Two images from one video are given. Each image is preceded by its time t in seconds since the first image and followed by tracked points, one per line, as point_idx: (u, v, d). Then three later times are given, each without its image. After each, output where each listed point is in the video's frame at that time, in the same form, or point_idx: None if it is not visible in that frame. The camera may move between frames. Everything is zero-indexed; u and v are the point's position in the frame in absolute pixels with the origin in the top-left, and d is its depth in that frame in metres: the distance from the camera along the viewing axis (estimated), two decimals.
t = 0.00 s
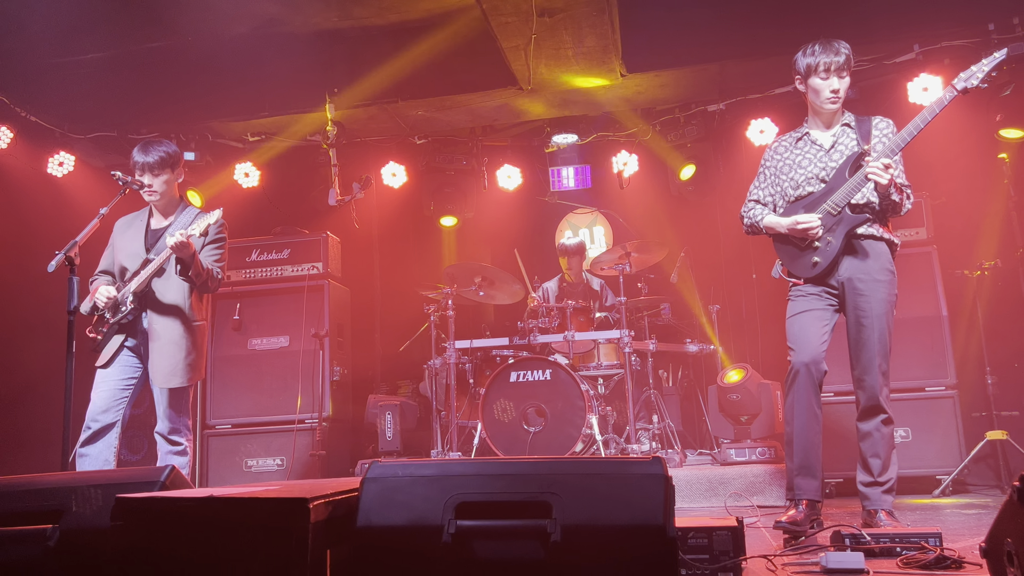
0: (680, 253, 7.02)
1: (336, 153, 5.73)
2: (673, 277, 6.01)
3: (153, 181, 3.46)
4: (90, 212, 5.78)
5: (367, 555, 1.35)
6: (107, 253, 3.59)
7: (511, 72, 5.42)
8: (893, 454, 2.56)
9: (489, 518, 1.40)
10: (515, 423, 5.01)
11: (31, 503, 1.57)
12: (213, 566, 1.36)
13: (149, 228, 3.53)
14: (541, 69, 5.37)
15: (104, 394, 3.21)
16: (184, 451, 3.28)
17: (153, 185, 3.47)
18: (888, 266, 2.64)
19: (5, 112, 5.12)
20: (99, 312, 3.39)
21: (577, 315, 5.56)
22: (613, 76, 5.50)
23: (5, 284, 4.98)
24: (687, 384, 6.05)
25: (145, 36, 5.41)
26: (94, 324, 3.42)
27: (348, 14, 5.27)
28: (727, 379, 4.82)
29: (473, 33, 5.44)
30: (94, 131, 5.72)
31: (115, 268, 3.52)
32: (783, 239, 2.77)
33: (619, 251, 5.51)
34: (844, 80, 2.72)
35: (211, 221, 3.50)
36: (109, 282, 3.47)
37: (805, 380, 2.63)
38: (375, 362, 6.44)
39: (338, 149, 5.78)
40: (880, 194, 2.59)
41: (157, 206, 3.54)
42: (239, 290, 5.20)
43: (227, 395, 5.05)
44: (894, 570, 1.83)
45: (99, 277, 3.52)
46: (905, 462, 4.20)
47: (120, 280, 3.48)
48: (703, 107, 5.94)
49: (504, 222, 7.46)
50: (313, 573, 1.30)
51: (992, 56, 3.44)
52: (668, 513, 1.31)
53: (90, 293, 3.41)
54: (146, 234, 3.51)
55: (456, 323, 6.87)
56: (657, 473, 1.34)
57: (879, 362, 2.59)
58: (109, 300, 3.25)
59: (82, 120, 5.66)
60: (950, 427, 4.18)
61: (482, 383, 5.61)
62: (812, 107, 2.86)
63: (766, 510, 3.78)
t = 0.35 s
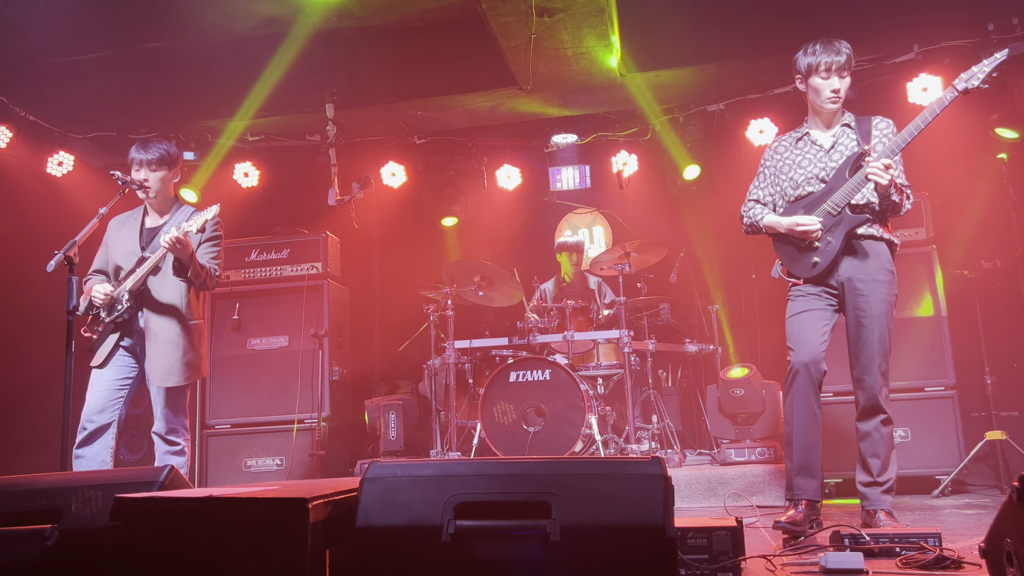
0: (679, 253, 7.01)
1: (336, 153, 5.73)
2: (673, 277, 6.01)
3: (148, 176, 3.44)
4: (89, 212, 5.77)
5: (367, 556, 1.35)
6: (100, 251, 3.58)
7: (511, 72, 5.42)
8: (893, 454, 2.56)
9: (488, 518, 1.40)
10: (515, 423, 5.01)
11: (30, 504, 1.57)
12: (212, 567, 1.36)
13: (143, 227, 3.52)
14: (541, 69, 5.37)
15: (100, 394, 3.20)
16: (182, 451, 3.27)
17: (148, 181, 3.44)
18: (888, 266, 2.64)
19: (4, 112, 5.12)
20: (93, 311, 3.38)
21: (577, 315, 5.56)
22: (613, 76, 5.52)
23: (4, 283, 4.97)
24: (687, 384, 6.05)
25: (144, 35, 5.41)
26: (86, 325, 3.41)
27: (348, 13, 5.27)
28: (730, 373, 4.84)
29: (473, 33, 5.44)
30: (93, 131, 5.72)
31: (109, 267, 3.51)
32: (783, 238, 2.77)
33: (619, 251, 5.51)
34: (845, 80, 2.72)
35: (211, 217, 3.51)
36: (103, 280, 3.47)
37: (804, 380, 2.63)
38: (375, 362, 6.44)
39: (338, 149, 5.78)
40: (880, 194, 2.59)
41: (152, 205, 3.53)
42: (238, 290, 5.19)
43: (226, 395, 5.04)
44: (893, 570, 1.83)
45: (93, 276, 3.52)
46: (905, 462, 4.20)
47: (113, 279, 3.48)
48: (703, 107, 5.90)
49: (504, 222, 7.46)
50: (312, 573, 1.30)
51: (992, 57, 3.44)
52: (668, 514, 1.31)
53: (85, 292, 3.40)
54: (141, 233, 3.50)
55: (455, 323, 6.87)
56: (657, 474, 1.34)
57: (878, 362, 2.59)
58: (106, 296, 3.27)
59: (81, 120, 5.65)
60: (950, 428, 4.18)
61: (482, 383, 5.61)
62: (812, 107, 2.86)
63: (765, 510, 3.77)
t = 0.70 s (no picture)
0: (679, 254, 7.01)
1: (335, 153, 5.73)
2: (673, 277, 6.01)
3: (147, 174, 3.43)
4: (89, 212, 5.77)
5: (366, 556, 1.35)
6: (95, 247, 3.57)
7: (510, 72, 5.42)
8: (893, 455, 2.55)
9: (488, 518, 1.39)
10: (515, 423, 5.01)
11: (30, 503, 1.57)
12: (212, 567, 1.36)
13: (141, 224, 3.52)
14: (541, 69, 5.37)
15: (97, 395, 3.20)
16: (180, 450, 3.28)
17: (146, 180, 3.44)
18: (889, 266, 2.64)
19: (4, 112, 5.11)
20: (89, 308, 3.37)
21: (577, 315, 5.55)
22: (613, 76, 5.52)
23: (3, 283, 4.98)
24: (687, 384, 6.05)
25: (145, 35, 5.40)
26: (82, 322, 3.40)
27: (348, 13, 5.27)
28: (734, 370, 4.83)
29: (473, 33, 5.44)
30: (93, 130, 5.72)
31: (105, 263, 3.50)
32: (783, 238, 2.76)
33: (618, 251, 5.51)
34: (846, 80, 2.71)
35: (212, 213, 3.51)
36: (98, 276, 3.47)
37: (804, 380, 2.63)
38: (375, 362, 6.43)
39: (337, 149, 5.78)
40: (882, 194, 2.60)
41: (151, 203, 3.53)
42: (238, 290, 5.19)
43: (226, 395, 5.04)
44: (893, 570, 1.83)
45: (88, 271, 3.51)
46: (904, 463, 4.20)
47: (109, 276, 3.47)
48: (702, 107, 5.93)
49: (503, 222, 7.45)
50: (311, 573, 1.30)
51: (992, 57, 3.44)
52: (668, 514, 1.31)
53: (81, 287, 3.40)
54: (138, 230, 3.50)
55: (455, 323, 6.87)
56: (656, 474, 1.34)
57: (879, 362, 2.58)
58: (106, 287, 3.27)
59: (81, 120, 5.65)
60: (949, 428, 4.18)
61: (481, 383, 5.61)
62: (813, 107, 2.86)
63: (764, 510, 3.77)
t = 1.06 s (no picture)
0: (679, 254, 7.01)
1: (336, 153, 5.73)
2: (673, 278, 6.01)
3: (147, 175, 3.43)
4: (89, 212, 5.78)
5: (366, 555, 1.35)
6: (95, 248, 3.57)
7: (511, 72, 5.42)
8: (893, 455, 2.56)
9: (487, 518, 1.40)
10: (515, 423, 5.01)
11: (32, 503, 1.58)
12: (211, 567, 1.36)
13: (141, 225, 3.52)
14: (541, 69, 5.37)
15: (95, 395, 3.20)
16: (180, 451, 3.28)
17: (147, 180, 3.43)
18: (889, 266, 2.64)
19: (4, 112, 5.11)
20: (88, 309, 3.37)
21: (577, 315, 5.55)
22: (612, 77, 5.52)
23: (4, 283, 4.98)
24: (687, 385, 6.05)
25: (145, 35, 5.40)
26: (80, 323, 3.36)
27: (348, 13, 5.27)
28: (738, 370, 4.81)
29: (473, 33, 5.44)
30: (93, 130, 5.72)
31: (104, 264, 3.50)
32: (783, 238, 2.77)
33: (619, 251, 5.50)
34: (848, 80, 2.71)
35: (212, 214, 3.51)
36: (98, 277, 3.47)
37: (804, 381, 2.63)
38: (375, 363, 6.43)
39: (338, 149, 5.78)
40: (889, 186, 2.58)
41: (151, 204, 3.53)
42: (237, 290, 5.20)
43: (226, 395, 5.04)
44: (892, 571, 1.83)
45: (88, 272, 3.51)
46: (904, 464, 4.20)
47: (108, 276, 3.47)
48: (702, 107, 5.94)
49: (504, 222, 7.45)
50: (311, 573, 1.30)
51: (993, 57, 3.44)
52: (668, 514, 1.31)
53: (80, 289, 3.40)
54: (138, 230, 3.50)
55: (456, 323, 6.88)
56: (656, 474, 1.34)
57: (878, 363, 2.58)
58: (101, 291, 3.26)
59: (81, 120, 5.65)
60: (949, 429, 4.18)
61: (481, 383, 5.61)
62: (813, 107, 2.86)
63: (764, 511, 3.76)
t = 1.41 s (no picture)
0: (680, 254, 7.01)
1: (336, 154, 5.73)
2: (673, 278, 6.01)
3: (148, 176, 3.43)
4: (89, 212, 5.77)
5: (367, 556, 1.35)
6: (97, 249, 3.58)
7: (511, 73, 5.42)
8: (893, 456, 2.56)
9: (487, 518, 1.40)
10: (515, 424, 5.01)
11: (33, 503, 1.58)
12: (212, 566, 1.36)
13: (142, 226, 3.51)
14: (541, 69, 5.37)
15: (97, 395, 3.20)
16: (180, 451, 3.28)
17: (147, 180, 3.44)
18: (889, 267, 2.64)
19: (4, 112, 5.11)
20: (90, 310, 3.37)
21: (577, 315, 5.53)
22: (613, 77, 5.52)
23: (4, 283, 4.98)
24: (687, 385, 6.05)
25: (146, 35, 5.40)
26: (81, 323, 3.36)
27: (348, 14, 5.27)
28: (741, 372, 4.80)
29: (473, 34, 5.44)
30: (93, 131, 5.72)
31: (106, 264, 3.51)
32: (784, 239, 2.77)
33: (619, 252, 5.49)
34: (848, 81, 2.72)
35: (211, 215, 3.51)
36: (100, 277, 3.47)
37: (805, 381, 2.63)
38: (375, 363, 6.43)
39: (338, 150, 5.78)
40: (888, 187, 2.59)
41: (152, 204, 3.53)
42: (237, 290, 5.20)
43: (226, 395, 5.04)
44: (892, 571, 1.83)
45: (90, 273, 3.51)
46: (903, 464, 4.20)
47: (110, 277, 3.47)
48: (703, 108, 5.90)
49: (504, 222, 7.45)
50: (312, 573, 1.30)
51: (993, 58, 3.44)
52: (668, 514, 1.31)
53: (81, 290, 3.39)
54: (139, 231, 3.50)
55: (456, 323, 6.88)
56: (656, 474, 1.34)
57: (878, 363, 2.58)
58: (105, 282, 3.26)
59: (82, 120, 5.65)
60: (950, 430, 4.18)
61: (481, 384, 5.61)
62: (813, 108, 2.86)
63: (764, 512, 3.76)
